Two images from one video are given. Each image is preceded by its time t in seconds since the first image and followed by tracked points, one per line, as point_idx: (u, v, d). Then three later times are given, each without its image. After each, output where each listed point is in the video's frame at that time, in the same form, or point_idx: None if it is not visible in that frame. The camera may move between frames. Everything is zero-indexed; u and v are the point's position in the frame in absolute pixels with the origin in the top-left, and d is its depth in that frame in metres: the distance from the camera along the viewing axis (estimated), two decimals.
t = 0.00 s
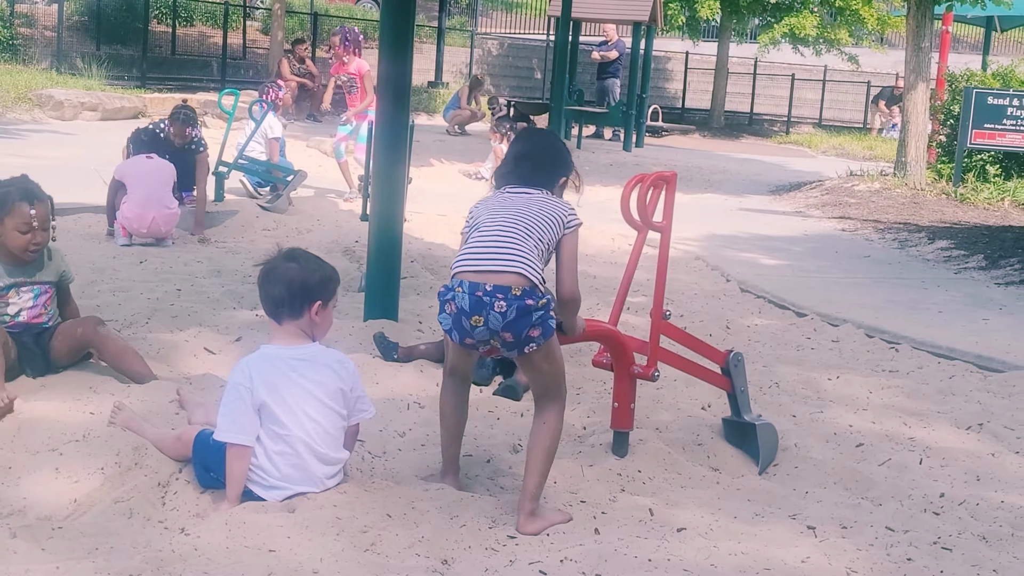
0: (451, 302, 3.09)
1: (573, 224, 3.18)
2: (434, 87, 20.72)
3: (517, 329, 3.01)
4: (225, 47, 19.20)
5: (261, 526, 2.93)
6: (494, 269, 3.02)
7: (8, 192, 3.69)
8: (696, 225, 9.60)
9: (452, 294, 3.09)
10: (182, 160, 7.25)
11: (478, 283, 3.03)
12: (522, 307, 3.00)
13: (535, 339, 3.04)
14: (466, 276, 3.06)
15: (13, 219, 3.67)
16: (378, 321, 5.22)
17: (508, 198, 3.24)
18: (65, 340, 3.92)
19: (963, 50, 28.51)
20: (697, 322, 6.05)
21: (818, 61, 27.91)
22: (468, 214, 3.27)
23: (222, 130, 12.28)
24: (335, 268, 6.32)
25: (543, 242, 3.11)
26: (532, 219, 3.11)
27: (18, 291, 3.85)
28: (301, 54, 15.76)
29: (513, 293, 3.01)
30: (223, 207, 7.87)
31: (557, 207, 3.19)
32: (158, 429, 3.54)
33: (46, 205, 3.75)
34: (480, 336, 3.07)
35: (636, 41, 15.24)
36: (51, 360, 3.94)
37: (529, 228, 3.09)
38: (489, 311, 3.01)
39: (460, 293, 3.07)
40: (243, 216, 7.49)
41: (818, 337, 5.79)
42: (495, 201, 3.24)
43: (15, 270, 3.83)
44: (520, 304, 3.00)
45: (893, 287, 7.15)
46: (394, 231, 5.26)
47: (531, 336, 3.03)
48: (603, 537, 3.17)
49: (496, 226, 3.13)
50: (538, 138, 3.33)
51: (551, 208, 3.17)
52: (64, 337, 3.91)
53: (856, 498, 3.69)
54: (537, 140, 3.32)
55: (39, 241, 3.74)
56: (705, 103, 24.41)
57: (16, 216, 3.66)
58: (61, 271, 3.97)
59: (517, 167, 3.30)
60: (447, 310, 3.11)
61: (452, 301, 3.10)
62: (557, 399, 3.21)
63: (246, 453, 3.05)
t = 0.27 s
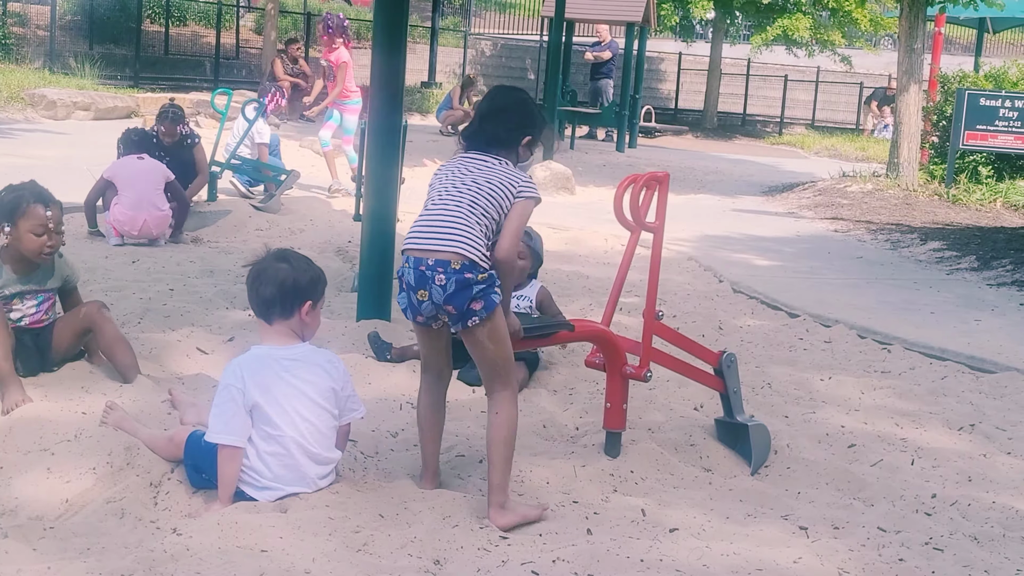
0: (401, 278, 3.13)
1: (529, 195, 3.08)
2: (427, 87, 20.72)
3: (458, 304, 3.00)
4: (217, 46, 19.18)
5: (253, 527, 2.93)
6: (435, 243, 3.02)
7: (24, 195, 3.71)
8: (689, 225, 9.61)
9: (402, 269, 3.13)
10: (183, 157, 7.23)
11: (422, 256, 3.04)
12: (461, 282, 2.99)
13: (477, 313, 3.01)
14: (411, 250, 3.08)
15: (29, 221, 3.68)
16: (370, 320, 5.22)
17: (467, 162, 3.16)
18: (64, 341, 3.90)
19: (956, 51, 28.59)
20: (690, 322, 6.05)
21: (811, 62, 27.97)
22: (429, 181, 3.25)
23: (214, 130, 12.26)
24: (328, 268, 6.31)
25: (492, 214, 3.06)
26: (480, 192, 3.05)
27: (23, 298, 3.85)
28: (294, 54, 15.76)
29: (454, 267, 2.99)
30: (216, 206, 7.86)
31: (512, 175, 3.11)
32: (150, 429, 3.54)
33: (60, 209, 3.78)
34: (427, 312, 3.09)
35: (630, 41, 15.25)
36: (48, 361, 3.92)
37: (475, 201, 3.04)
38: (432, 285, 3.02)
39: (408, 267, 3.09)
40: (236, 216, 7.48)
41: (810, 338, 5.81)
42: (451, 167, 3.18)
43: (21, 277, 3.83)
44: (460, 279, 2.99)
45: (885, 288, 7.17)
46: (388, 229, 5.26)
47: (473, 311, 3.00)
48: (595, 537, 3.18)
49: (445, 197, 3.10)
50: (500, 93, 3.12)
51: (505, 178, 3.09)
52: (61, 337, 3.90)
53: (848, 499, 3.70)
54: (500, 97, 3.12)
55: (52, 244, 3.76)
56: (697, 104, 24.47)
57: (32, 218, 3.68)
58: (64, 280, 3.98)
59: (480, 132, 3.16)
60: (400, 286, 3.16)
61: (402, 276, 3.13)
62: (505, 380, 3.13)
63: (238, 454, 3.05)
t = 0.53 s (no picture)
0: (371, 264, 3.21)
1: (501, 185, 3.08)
2: (421, 87, 20.72)
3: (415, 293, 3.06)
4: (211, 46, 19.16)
5: (247, 528, 2.93)
6: (398, 231, 3.08)
7: (20, 200, 3.71)
8: (683, 226, 9.62)
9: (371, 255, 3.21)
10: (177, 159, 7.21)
11: (386, 243, 3.11)
12: (418, 271, 3.04)
13: (432, 303, 3.06)
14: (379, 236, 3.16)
15: (27, 226, 3.69)
16: (364, 321, 5.22)
17: (446, 147, 3.18)
18: (55, 345, 3.94)
19: (950, 53, 28.66)
20: (683, 323, 6.06)
21: (805, 63, 28.04)
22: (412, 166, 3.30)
23: (208, 130, 12.25)
24: (322, 268, 6.30)
25: (459, 205, 3.09)
26: (447, 181, 3.08)
27: (18, 303, 3.85)
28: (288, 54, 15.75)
29: (412, 256, 3.05)
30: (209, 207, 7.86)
31: (485, 165, 3.11)
32: (143, 430, 3.53)
33: (54, 213, 3.80)
34: (390, 299, 3.16)
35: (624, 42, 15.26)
36: (40, 363, 3.94)
37: (441, 191, 3.08)
38: (392, 273, 3.09)
39: (376, 253, 3.17)
40: (229, 217, 7.47)
41: (804, 339, 5.82)
42: (429, 153, 3.22)
43: (18, 281, 3.82)
44: (417, 268, 3.04)
45: (878, 289, 7.19)
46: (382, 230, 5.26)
47: (428, 301, 3.06)
48: (588, 538, 3.18)
49: (416, 185, 3.14)
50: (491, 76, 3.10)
51: (478, 166, 3.10)
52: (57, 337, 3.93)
53: (842, 499, 3.71)
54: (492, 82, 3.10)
55: (49, 248, 3.77)
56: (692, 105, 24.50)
57: (31, 223, 3.69)
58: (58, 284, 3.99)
59: (468, 112, 3.16)
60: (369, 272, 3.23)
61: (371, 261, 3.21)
62: (454, 373, 3.16)
63: (233, 454, 3.05)
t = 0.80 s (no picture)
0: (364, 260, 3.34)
1: (475, 177, 3.09)
2: (415, 88, 20.71)
3: (388, 288, 3.15)
4: (205, 47, 19.15)
5: (241, 529, 2.92)
6: (378, 229, 3.18)
7: (30, 196, 3.77)
8: (677, 227, 9.64)
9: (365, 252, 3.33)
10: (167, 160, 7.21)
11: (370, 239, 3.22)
12: (392, 268, 3.13)
13: (404, 298, 3.13)
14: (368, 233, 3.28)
15: (44, 220, 3.76)
16: (359, 322, 5.22)
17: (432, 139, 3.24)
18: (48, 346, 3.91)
19: (944, 54, 28.72)
20: (678, 323, 6.07)
21: (799, 64, 28.08)
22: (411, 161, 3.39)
23: (202, 131, 12.24)
24: (316, 270, 6.30)
25: (436, 199, 3.14)
26: (425, 175, 3.14)
27: (14, 305, 3.82)
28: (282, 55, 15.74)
29: (388, 252, 3.14)
30: (203, 208, 7.85)
31: (461, 156, 3.13)
32: (138, 431, 3.53)
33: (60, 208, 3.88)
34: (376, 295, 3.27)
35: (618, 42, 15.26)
36: (36, 364, 3.92)
37: (418, 187, 3.15)
38: (373, 268, 3.19)
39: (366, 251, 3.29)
40: (223, 218, 7.46)
41: (799, 340, 5.83)
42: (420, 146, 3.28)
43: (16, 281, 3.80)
44: (390, 264, 3.13)
45: (872, 289, 7.20)
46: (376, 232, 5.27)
47: (400, 297, 3.13)
48: (582, 539, 3.18)
49: (402, 181, 3.23)
50: (477, 62, 3.13)
51: (455, 158, 3.13)
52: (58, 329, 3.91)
53: (836, 499, 3.72)
54: (478, 68, 3.13)
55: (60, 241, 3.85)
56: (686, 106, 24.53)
57: (48, 217, 3.77)
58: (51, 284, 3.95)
59: (452, 100, 3.19)
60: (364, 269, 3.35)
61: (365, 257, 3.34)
62: (427, 373, 3.18)
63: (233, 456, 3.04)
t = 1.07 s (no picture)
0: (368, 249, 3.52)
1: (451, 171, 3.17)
2: (413, 88, 20.71)
3: (364, 272, 3.30)
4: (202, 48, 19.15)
5: (239, 531, 2.92)
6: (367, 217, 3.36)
7: (40, 197, 3.78)
8: (675, 227, 9.64)
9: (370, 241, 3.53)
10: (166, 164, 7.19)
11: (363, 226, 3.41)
12: (368, 253, 3.29)
13: (376, 282, 3.26)
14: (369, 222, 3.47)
15: (53, 220, 3.76)
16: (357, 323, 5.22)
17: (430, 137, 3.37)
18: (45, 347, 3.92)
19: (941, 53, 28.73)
20: (676, 324, 6.07)
21: (797, 64, 28.10)
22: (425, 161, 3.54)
23: (200, 132, 12.25)
24: (314, 271, 6.30)
25: (416, 189, 3.26)
26: (410, 169, 3.28)
27: (15, 304, 3.84)
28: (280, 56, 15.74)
29: (367, 238, 3.30)
30: (202, 209, 7.85)
31: (442, 151, 3.22)
32: (136, 433, 3.53)
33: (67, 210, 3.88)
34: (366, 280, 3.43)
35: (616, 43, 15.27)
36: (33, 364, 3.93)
37: (404, 180, 3.29)
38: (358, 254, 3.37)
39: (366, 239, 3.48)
40: (221, 219, 7.46)
41: (797, 340, 5.83)
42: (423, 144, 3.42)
43: (20, 281, 3.82)
44: (367, 249, 3.29)
45: (870, 289, 7.21)
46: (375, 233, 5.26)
47: (372, 281, 3.26)
48: (581, 540, 3.18)
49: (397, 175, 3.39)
50: (468, 61, 3.24)
51: (438, 153, 3.23)
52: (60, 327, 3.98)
53: (835, 500, 3.72)
54: (470, 67, 3.23)
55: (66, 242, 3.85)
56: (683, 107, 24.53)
57: (56, 217, 3.78)
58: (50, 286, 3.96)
59: (441, 97, 3.30)
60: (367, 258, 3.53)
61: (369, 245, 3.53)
62: (408, 358, 3.24)
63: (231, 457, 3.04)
